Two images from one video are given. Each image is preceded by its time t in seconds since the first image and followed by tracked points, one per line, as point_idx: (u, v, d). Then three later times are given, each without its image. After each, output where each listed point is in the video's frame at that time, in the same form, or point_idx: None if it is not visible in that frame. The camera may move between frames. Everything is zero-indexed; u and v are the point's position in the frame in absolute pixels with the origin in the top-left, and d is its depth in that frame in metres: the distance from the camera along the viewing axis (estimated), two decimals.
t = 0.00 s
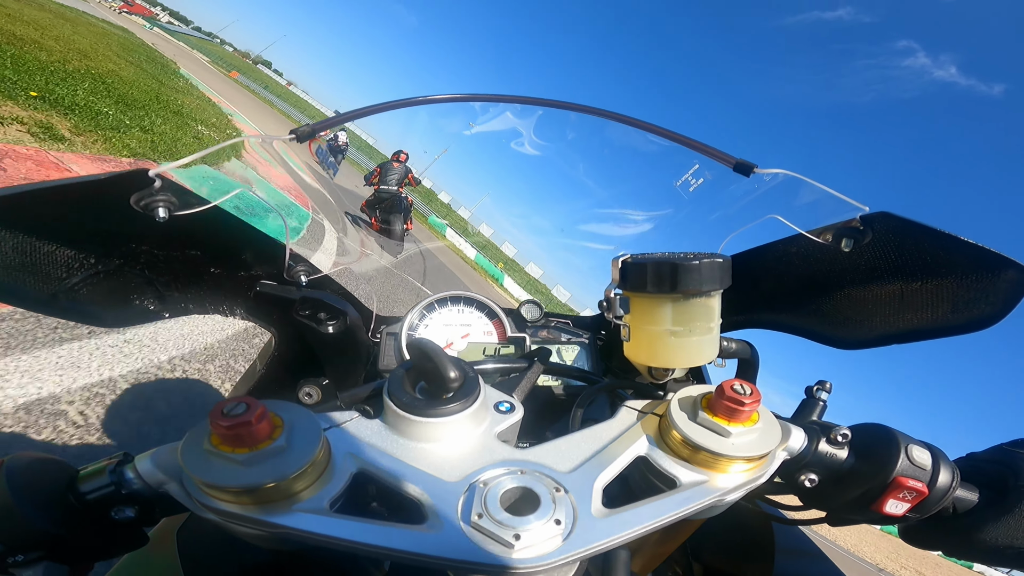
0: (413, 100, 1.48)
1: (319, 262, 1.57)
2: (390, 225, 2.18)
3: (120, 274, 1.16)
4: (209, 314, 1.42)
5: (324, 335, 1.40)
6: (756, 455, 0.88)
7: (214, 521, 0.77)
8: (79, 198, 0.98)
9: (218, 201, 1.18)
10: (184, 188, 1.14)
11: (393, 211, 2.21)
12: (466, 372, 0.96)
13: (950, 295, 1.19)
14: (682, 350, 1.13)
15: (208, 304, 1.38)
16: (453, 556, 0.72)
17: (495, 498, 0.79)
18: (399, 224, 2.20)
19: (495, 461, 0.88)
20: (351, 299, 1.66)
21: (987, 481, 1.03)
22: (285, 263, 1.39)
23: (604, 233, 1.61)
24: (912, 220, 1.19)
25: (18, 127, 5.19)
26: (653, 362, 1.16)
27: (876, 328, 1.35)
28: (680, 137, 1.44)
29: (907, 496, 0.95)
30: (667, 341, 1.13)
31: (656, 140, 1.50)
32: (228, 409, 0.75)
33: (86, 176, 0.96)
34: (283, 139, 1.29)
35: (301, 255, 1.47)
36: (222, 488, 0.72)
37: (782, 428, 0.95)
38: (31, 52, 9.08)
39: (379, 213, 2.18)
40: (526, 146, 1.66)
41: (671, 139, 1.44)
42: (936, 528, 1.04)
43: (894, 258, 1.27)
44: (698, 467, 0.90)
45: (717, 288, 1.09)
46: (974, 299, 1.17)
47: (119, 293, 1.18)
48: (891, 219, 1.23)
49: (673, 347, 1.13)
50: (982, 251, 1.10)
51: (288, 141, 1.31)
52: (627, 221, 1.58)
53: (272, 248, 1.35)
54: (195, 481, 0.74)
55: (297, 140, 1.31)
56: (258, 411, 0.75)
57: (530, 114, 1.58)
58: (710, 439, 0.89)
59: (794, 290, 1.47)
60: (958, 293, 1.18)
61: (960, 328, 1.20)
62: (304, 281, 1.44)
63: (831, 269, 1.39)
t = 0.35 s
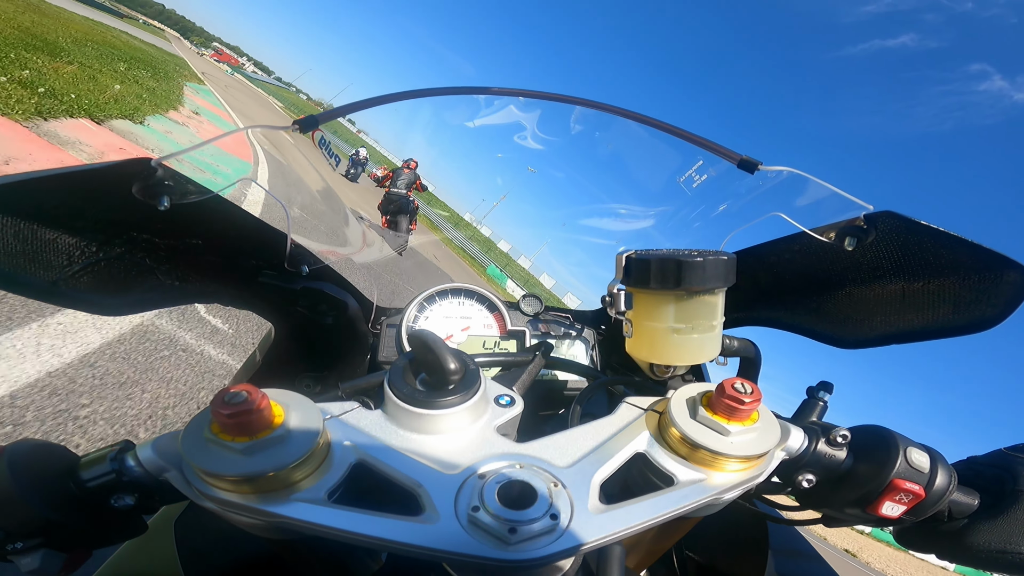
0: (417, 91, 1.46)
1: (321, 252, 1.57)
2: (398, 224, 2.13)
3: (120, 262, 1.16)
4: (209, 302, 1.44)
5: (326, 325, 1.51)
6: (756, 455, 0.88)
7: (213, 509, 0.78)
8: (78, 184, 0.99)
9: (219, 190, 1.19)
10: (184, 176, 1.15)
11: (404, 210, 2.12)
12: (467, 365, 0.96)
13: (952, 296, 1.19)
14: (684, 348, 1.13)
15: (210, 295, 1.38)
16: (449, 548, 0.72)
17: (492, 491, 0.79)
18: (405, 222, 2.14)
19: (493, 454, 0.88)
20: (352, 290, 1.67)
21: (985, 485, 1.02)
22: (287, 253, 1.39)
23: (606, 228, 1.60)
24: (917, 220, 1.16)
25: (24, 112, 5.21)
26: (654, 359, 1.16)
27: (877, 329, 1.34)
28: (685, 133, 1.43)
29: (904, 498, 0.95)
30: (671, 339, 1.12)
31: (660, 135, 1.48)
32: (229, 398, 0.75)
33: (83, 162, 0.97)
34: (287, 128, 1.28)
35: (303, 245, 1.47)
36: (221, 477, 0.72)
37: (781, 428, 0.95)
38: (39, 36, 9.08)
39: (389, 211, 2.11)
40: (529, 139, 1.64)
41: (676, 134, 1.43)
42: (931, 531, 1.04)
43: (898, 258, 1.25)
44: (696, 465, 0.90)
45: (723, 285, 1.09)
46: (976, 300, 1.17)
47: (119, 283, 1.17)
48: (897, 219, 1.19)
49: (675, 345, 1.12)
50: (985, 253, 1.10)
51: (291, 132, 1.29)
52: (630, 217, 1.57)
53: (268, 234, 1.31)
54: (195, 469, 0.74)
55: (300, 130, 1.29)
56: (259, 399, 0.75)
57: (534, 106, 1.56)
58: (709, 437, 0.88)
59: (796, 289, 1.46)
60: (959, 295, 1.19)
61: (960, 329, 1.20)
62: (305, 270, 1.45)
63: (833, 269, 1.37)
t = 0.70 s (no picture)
0: (414, 96, 1.47)
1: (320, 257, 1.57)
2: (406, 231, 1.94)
3: (119, 270, 1.14)
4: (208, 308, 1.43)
5: (325, 330, 1.53)
6: (757, 455, 0.87)
7: (215, 513, 0.78)
8: (80, 191, 1.01)
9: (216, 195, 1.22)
10: (185, 184, 1.18)
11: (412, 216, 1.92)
12: (467, 369, 0.96)
13: (950, 295, 1.19)
14: (684, 350, 1.13)
15: (210, 301, 1.38)
16: (451, 552, 0.72)
17: (494, 494, 0.79)
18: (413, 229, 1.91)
19: (495, 457, 0.88)
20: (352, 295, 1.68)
21: (988, 484, 1.02)
22: (286, 257, 1.41)
23: (605, 230, 1.60)
24: (914, 219, 1.16)
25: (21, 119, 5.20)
26: (654, 361, 1.16)
27: (876, 328, 1.35)
28: (683, 134, 1.44)
29: (907, 498, 0.94)
30: (671, 340, 1.12)
31: (658, 137, 1.49)
32: (229, 403, 0.75)
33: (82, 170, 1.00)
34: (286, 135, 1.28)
35: (302, 250, 1.48)
36: (222, 481, 0.72)
37: (782, 428, 0.95)
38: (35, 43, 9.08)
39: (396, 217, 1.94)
40: (528, 142, 1.65)
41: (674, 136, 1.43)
42: (934, 530, 1.04)
43: (897, 258, 1.26)
44: (697, 467, 0.90)
45: (722, 287, 1.09)
46: (975, 299, 1.17)
47: (119, 290, 1.15)
48: (894, 219, 1.20)
49: (674, 347, 1.13)
50: (982, 251, 1.11)
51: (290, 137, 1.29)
52: (629, 219, 1.57)
53: (274, 245, 1.36)
54: (196, 474, 0.74)
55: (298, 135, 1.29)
56: (261, 404, 0.75)
57: (532, 110, 1.57)
58: (709, 439, 0.88)
59: (795, 290, 1.46)
60: (958, 294, 1.19)
61: (960, 328, 1.20)
62: (303, 275, 1.47)
63: (833, 270, 1.38)
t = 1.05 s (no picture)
0: (414, 99, 1.47)
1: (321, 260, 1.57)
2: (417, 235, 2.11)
3: (118, 272, 1.13)
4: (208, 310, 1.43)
5: (326, 332, 1.54)
6: (759, 457, 0.87)
7: (216, 515, 0.78)
8: (76, 196, 0.99)
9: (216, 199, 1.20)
10: (184, 187, 1.17)
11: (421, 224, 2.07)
12: (468, 371, 0.96)
13: (952, 295, 1.19)
14: (685, 351, 1.13)
15: (210, 304, 1.37)
16: (452, 554, 0.72)
17: (495, 496, 0.79)
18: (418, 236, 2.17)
19: (496, 459, 0.88)
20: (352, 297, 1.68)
21: (991, 485, 1.02)
22: (286, 260, 1.41)
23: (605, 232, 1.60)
24: (914, 219, 1.17)
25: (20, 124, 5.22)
26: (655, 362, 1.16)
27: (876, 330, 1.34)
28: (682, 136, 1.44)
29: (909, 499, 0.94)
30: (672, 343, 1.12)
31: (657, 138, 1.49)
32: (230, 405, 0.75)
33: (78, 174, 0.97)
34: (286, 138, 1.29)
35: (302, 253, 1.49)
36: (223, 484, 0.72)
37: (783, 429, 0.94)
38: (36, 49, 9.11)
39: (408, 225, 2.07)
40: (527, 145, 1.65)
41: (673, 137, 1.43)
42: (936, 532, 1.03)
43: (897, 258, 1.26)
44: (699, 468, 0.89)
45: (722, 288, 1.09)
46: (976, 299, 1.17)
47: (119, 292, 1.15)
48: (894, 219, 1.21)
49: (675, 348, 1.12)
50: (982, 251, 1.11)
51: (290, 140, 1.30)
52: (629, 220, 1.57)
53: (272, 246, 1.37)
54: (197, 476, 0.74)
55: (298, 139, 1.30)
56: (261, 406, 0.75)
57: (532, 112, 1.57)
58: (710, 440, 0.88)
59: (795, 291, 1.46)
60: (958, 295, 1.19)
61: (961, 329, 1.20)
62: (303, 278, 1.47)
63: (833, 270, 1.37)
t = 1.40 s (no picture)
0: (413, 97, 1.48)
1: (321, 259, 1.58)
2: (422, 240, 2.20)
3: (119, 272, 1.13)
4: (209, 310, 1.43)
5: (326, 332, 1.54)
6: (760, 455, 0.87)
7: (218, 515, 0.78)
8: (76, 197, 0.99)
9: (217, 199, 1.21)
10: (185, 187, 1.17)
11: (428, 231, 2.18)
12: (469, 369, 0.96)
13: (952, 293, 1.19)
14: (686, 349, 1.12)
15: (211, 304, 1.37)
16: (453, 553, 0.72)
17: (496, 494, 0.79)
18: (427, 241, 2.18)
19: (496, 458, 0.88)
20: (352, 297, 1.69)
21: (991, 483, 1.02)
22: (286, 260, 1.42)
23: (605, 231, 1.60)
24: (912, 217, 1.17)
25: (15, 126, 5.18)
26: (656, 360, 1.15)
27: (877, 327, 1.34)
28: (681, 135, 1.44)
29: (910, 497, 0.94)
30: (672, 341, 1.12)
31: (656, 136, 1.49)
32: (231, 405, 0.75)
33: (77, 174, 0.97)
34: (286, 137, 1.29)
35: (302, 252, 1.49)
36: (224, 483, 0.72)
37: (784, 428, 0.94)
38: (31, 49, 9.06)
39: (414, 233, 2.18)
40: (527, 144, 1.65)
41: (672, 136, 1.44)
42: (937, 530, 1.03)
43: (897, 256, 1.26)
44: (700, 466, 0.89)
45: (723, 287, 1.09)
46: (975, 296, 1.17)
47: (119, 293, 1.15)
48: (893, 217, 1.21)
49: (676, 346, 1.12)
50: (982, 248, 1.11)
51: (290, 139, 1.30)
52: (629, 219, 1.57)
53: (272, 244, 1.37)
54: (199, 476, 0.74)
55: (298, 138, 1.30)
56: (262, 405, 0.75)
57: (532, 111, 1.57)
58: (711, 438, 0.88)
59: (796, 289, 1.45)
60: (958, 293, 1.19)
61: (962, 326, 1.20)
62: (303, 278, 1.48)
63: (833, 268, 1.37)
